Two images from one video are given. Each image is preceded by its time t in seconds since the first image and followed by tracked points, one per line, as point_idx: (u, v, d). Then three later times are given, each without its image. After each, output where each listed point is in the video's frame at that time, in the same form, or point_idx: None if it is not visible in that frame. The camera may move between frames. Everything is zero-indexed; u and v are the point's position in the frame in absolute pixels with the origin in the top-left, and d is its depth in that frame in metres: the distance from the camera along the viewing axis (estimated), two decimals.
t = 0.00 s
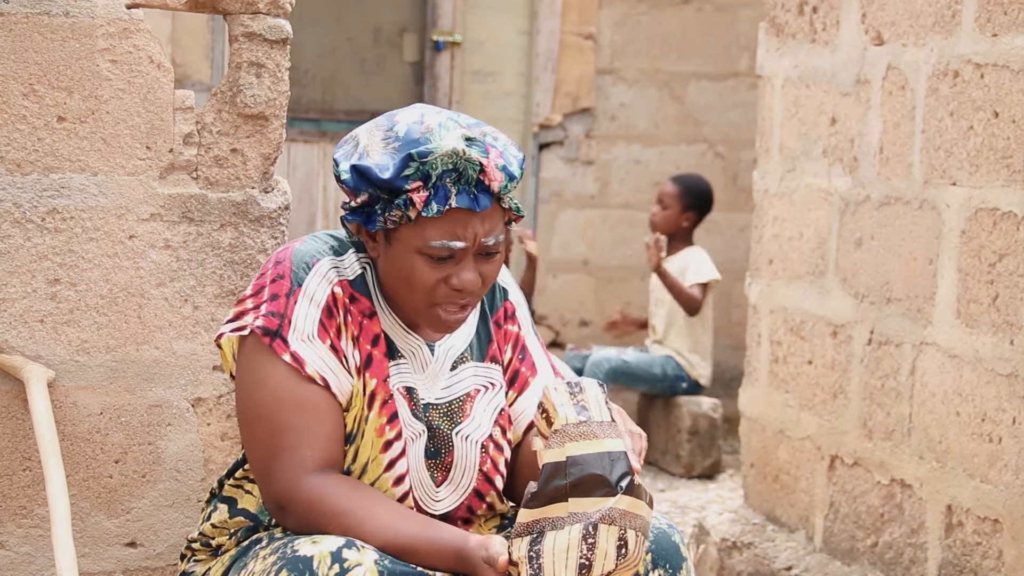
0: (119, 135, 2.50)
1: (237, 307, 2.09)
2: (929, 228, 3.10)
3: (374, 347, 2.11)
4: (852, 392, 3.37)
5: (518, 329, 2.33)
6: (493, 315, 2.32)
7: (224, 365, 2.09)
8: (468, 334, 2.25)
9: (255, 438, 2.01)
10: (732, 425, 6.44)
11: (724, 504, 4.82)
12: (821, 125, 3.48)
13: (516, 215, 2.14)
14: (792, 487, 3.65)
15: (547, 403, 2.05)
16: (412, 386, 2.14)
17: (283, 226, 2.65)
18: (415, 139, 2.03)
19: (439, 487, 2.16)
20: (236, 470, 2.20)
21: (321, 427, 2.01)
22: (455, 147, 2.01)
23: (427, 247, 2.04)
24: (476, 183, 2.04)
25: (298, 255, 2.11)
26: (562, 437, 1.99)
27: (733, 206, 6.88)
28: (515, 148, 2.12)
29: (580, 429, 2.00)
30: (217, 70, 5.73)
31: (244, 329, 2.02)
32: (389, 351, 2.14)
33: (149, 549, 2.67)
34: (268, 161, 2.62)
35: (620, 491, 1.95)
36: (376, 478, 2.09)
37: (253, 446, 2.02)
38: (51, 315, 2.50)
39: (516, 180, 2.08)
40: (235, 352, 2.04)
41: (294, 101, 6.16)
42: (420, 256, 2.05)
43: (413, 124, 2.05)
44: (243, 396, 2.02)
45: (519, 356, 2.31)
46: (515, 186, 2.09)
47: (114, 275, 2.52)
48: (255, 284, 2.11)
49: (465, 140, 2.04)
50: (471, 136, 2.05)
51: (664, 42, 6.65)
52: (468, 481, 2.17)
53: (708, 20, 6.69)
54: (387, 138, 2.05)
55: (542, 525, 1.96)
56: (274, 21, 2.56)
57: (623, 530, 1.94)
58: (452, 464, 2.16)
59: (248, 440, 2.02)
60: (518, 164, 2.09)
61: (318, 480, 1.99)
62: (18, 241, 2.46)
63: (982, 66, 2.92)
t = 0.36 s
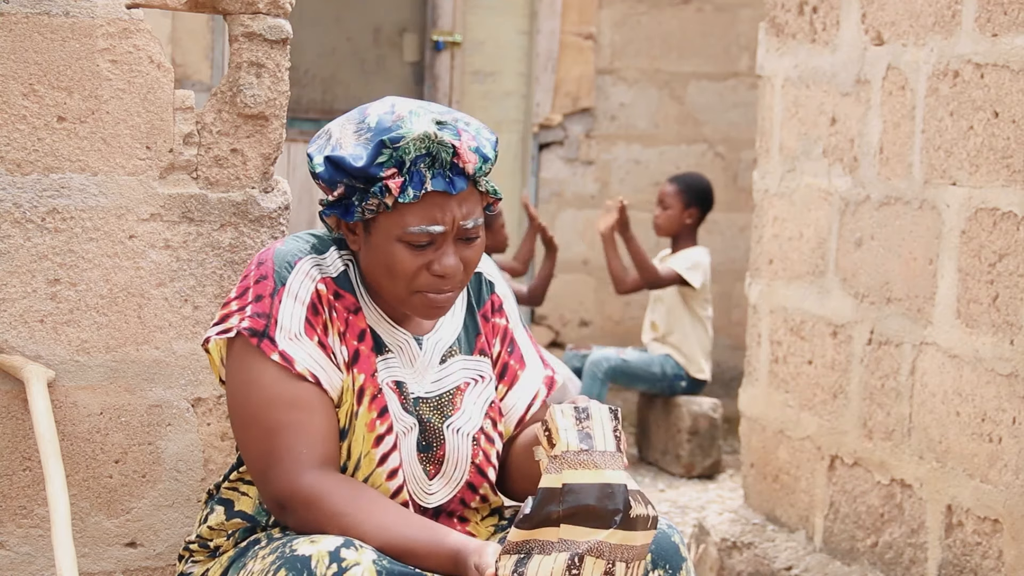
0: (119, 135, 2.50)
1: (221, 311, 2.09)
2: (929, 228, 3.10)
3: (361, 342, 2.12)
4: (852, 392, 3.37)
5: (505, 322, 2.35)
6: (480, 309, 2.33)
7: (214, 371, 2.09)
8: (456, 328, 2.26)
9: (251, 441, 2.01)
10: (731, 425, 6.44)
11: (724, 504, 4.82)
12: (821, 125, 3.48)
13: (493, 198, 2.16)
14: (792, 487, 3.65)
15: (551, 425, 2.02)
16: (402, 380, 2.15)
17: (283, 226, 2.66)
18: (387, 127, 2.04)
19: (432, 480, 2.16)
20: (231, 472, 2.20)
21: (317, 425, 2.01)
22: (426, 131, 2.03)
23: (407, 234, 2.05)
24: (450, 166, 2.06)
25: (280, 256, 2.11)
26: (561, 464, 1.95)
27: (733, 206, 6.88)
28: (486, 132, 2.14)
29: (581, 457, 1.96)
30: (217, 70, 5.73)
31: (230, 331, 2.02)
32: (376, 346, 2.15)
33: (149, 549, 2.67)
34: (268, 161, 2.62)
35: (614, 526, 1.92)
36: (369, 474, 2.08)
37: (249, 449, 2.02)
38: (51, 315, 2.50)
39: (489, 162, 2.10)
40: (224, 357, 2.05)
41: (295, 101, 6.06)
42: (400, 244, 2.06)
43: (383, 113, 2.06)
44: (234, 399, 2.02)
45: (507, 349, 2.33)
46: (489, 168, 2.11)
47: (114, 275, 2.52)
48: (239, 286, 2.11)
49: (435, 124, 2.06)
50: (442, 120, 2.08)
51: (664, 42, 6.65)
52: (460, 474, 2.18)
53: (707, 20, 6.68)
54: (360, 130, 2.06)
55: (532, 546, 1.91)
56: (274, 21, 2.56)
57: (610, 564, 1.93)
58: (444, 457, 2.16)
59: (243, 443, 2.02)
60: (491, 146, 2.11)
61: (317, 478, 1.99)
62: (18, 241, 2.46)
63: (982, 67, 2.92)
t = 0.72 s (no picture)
0: (119, 135, 2.50)
1: (213, 312, 2.08)
2: (929, 228, 3.10)
3: (354, 338, 2.12)
4: (852, 392, 3.37)
5: (497, 316, 2.34)
6: (471, 304, 2.33)
7: (210, 372, 2.09)
8: (447, 321, 2.25)
9: (251, 440, 2.01)
10: (732, 425, 6.44)
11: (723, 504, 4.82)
12: (821, 125, 3.48)
13: (476, 189, 2.16)
14: (792, 487, 3.65)
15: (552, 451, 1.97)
16: (395, 374, 2.15)
17: (283, 226, 2.66)
18: (367, 119, 2.04)
19: (427, 474, 2.17)
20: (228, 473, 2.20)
21: (317, 422, 2.01)
22: (407, 123, 2.04)
23: (390, 226, 2.06)
24: (432, 157, 2.06)
25: (268, 255, 2.11)
26: (559, 492, 1.90)
27: (733, 206, 6.88)
28: (468, 123, 2.14)
29: (580, 488, 1.91)
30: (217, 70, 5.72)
31: (223, 333, 2.02)
32: (369, 341, 2.15)
33: (149, 549, 2.67)
34: (268, 161, 2.62)
35: (608, 560, 1.86)
36: (368, 469, 2.08)
37: (249, 448, 2.02)
38: (51, 315, 2.50)
39: (472, 153, 2.10)
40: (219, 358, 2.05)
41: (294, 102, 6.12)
42: (384, 236, 2.07)
43: (365, 108, 2.06)
44: (231, 400, 2.02)
45: (500, 343, 2.32)
46: (471, 159, 2.11)
47: (114, 275, 2.52)
48: (228, 287, 2.10)
49: (416, 115, 2.06)
50: (422, 112, 2.08)
51: (664, 42, 6.65)
52: (456, 468, 2.18)
53: (708, 20, 6.68)
54: (341, 124, 2.07)
55: (524, 570, 1.87)
56: (274, 21, 2.56)
57: None
58: (439, 452, 2.16)
59: (243, 442, 2.02)
60: (473, 137, 2.11)
61: (321, 475, 2.00)
62: (18, 241, 2.46)
63: (982, 67, 2.92)
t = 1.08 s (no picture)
0: (119, 135, 2.50)
1: (205, 316, 2.09)
2: (929, 228, 3.10)
3: (347, 337, 2.11)
4: (852, 392, 3.37)
5: (490, 313, 2.34)
6: (464, 301, 2.32)
7: (205, 375, 2.09)
8: (440, 319, 2.25)
9: (248, 442, 2.01)
10: (732, 425, 6.44)
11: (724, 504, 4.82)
12: (821, 125, 3.48)
13: (463, 185, 2.16)
14: (792, 488, 3.65)
15: (532, 450, 2.00)
16: (390, 372, 2.15)
17: (283, 226, 2.66)
18: (351, 116, 2.04)
19: (423, 472, 2.17)
20: (226, 475, 2.20)
21: (314, 422, 2.02)
22: (390, 119, 2.04)
23: (376, 222, 2.06)
24: (416, 153, 2.06)
25: (259, 257, 2.11)
26: (542, 491, 1.92)
27: (732, 206, 6.87)
28: (454, 119, 2.13)
29: (562, 484, 1.93)
30: (217, 70, 5.72)
31: (216, 336, 2.02)
32: (362, 340, 2.15)
33: (149, 549, 2.67)
34: (268, 161, 2.63)
35: (596, 555, 1.85)
36: (365, 467, 2.08)
37: (246, 450, 2.02)
38: (51, 315, 2.50)
39: (457, 148, 2.10)
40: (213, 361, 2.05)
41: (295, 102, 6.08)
42: (370, 233, 2.07)
43: (350, 105, 2.06)
44: (226, 402, 2.02)
45: (494, 340, 2.31)
46: (457, 154, 2.11)
47: (114, 275, 2.52)
48: (220, 291, 2.11)
49: (399, 112, 2.06)
50: (406, 108, 2.07)
51: (664, 42, 6.65)
52: (451, 466, 2.19)
53: (708, 20, 6.68)
54: (326, 121, 2.07)
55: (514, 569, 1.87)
56: (274, 21, 2.56)
57: None
58: (434, 450, 2.17)
59: (240, 444, 2.02)
60: (458, 132, 2.11)
61: (319, 474, 2.00)
62: (18, 241, 2.46)
63: (982, 67, 2.92)
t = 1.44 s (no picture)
0: (119, 135, 2.50)
1: (200, 318, 2.09)
2: (929, 228, 3.10)
3: (341, 337, 2.12)
4: (852, 392, 3.37)
5: (485, 312, 2.34)
6: (458, 300, 2.32)
7: (202, 376, 2.10)
8: (434, 318, 2.25)
9: (246, 442, 2.02)
10: (732, 425, 6.44)
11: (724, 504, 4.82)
12: (821, 125, 3.48)
13: (456, 184, 2.16)
14: (792, 487, 3.65)
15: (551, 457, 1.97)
16: (385, 372, 2.15)
17: (283, 226, 2.66)
18: (343, 116, 2.04)
19: (419, 470, 2.17)
20: (224, 475, 2.20)
21: (312, 420, 2.02)
22: (381, 118, 2.03)
23: (368, 222, 2.06)
24: (408, 152, 2.06)
25: (252, 258, 2.11)
26: (553, 498, 1.89)
27: (733, 206, 6.87)
28: (445, 118, 2.13)
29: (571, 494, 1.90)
30: (217, 70, 5.72)
31: (211, 339, 2.02)
32: (357, 340, 2.15)
33: (149, 549, 2.67)
34: (268, 161, 2.63)
35: (598, 568, 1.83)
36: (362, 466, 2.09)
37: (245, 451, 2.02)
38: (51, 315, 2.50)
39: (448, 148, 2.10)
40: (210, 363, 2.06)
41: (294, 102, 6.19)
42: (363, 233, 2.07)
43: (341, 105, 2.06)
44: (223, 403, 2.02)
45: (489, 338, 2.32)
46: (449, 153, 2.11)
47: (114, 275, 2.52)
48: (214, 292, 2.11)
49: (390, 111, 2.06)
50: (397, 108, 2.07)
51: (664, 42, 6.64)
52: (447, 464, 2.19)
53: (708, 20, 6.67)
54: (317, 122, 2.06)
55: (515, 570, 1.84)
56: (274, 21, 2.56)
57: None
58: (429, 449, 2.16)
59: (238, 446, 2.03)
60: (449, 132, 2.11)
61: (317, 474, 2.00)
62: (18, 241, 2.46)
63: (982, 67, 2.92)
